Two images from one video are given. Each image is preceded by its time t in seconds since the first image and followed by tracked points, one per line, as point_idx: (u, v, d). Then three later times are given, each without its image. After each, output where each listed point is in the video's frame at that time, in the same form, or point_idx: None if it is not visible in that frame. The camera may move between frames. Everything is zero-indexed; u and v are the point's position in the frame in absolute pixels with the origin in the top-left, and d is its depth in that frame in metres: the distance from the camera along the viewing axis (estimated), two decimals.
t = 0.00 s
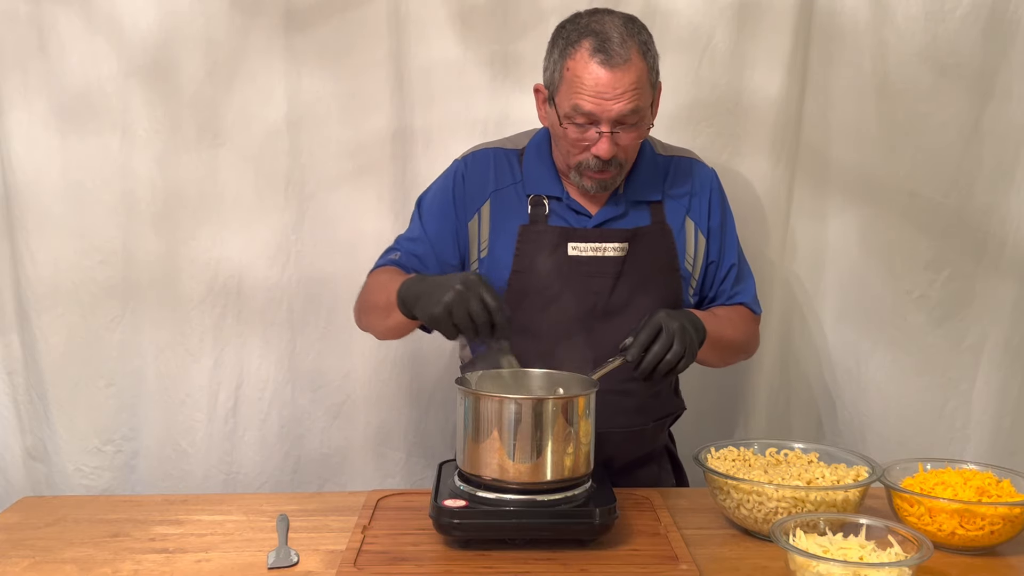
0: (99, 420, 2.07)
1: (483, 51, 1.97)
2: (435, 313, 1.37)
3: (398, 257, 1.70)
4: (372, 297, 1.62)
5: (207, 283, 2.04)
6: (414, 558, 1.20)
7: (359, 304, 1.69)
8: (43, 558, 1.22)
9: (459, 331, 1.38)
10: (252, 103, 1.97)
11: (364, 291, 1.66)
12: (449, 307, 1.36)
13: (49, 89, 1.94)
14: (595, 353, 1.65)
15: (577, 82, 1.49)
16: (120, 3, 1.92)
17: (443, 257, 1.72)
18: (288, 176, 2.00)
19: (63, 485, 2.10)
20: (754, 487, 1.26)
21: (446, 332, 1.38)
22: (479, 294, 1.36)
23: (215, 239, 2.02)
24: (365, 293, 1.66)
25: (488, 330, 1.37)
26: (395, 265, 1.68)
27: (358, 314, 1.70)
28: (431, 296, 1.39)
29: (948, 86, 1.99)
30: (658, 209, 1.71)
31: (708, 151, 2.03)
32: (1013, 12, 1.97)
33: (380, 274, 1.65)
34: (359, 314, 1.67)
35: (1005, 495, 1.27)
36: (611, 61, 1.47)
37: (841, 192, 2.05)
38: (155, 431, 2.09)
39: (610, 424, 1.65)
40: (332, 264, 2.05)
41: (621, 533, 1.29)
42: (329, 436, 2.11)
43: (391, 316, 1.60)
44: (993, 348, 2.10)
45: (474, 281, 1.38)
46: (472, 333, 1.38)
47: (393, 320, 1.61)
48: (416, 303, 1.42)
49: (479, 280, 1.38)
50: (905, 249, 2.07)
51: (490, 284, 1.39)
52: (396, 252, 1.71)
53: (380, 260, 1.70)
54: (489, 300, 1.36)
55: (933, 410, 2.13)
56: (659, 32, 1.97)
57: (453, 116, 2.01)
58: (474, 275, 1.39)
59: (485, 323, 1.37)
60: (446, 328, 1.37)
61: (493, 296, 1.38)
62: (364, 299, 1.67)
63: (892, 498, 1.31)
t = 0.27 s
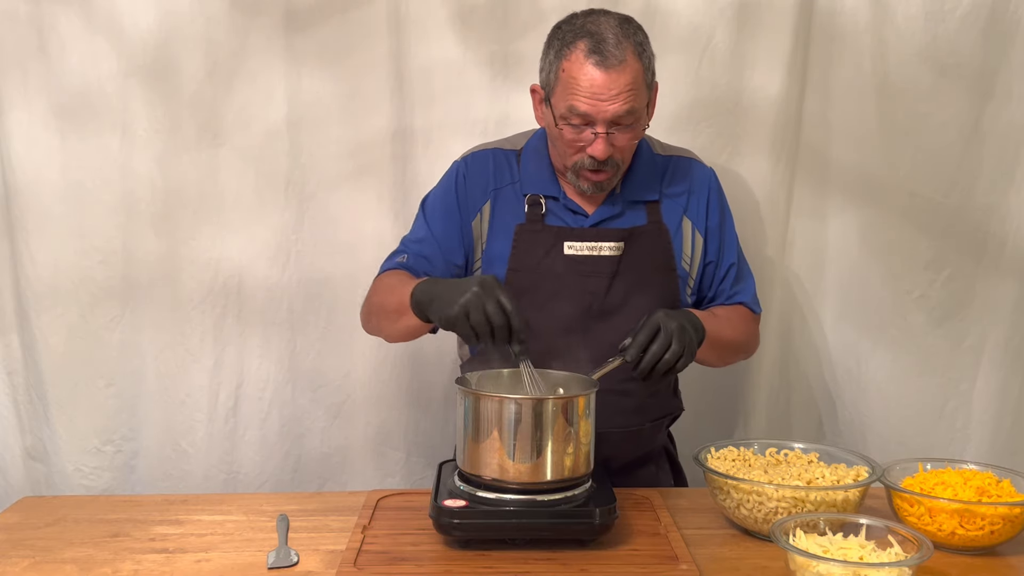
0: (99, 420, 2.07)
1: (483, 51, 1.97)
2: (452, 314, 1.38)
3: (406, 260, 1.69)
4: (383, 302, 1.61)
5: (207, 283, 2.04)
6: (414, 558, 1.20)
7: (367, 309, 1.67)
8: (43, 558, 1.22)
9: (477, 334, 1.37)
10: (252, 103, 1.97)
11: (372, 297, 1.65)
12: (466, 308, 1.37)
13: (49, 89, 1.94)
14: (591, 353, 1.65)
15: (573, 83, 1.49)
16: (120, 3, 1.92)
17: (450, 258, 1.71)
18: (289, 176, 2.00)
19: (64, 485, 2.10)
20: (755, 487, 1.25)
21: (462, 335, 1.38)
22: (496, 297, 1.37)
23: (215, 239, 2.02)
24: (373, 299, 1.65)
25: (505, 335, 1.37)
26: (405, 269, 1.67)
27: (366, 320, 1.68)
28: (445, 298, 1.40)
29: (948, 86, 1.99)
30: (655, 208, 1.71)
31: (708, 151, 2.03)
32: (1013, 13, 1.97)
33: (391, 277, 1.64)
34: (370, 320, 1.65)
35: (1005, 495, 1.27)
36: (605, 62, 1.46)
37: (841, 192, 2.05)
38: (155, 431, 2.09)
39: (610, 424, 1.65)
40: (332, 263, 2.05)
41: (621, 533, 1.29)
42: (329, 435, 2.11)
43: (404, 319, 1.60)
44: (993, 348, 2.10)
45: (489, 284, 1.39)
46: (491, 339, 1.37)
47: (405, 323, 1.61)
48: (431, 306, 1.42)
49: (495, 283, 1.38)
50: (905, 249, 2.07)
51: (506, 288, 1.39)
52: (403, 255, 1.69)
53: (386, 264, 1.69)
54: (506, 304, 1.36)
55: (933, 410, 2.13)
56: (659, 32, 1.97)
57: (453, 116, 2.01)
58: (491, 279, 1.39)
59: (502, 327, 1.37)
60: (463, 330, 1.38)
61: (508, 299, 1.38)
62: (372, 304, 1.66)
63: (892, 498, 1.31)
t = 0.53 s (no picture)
0: (99, 420, 2.07)
1: (483, 51, 1.97)
2: (439, 308, 1.36)
3: (403, 259, 1.69)
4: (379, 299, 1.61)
5: (207, 283, 2.04)
6: (414, 558, 1.20)
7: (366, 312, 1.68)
8: (43, 558, 1.22)
9: (462, 331, 1.36)
10: (252, 103, 1.97)
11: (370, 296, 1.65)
12: (453, 303, 1.35)
13: (49, 89, 1.94)
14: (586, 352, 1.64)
15: (568, 85, 1.49)
16: (120, 3, 1.92)
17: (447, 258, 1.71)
18: (289, 177, 2.00)
19: (64, 485, 2.10)
20: (755, 487, 1.25)
21: (450, 331, 1.36)
22: (484, 294, 1.36)
23: (215, 239, 2.02)
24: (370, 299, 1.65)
25: (490, 333, 1.35)
26: (402, 268, 1.67)
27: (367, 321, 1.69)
28: (437, 293, 1.39)
29: (948, 85, 1.99)
30: (652, 208, 1.71)
31: (707, 151, 2.03)
32: (1013, 12, 1.97)
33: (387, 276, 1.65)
34: (368, 318, 1.65)
35: (1005, 495, 1.27)
36: (600, 63, 1.46)
37: (841, 192, 2.05)
38: (155, 431, 2.09)
39: (610, 424, 1.65)
40: (332, 263, 2.05)
41: (620, 533, 1.29)
42: (329, 435, 2.12)
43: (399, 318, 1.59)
44: (993, 348, 2.10)
45: (481, 281, 1.37)
46: (476, 335, 1.36)
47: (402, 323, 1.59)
48: (423, 302, 1.42)
49: (486, 280, 1.38)
50: (905, 249, 2.07)
51: (497, 285, 1.38)
52: (400, 254, 1.70)
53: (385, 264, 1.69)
54: (494, 300, 1.35)
55: (934, 410, 2.13)
56: (659, 32, 1.97)
57: (453, 116, 2.01)
58: (481, 276, 1.38)
59: (489, 325, 1.35)
60: (450, 326, 1.36)
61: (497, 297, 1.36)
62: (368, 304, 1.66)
63: (892, 498, 1.30)
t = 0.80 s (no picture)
0: (99, 419, 2.07)
1: (483, 51, 1.97)
2: (420, 300, 1.37)
3: (396, 255, 1.68)
4: (369, 294, 1.61)
5: (207, 283, 2.04)
6: (414, 558, 1.20)
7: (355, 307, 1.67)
8: (43, 558, 1.22)
9: (443, 323, 1.36)
10: (252, 104, 1.97)
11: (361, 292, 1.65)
12: (434, 295, 1.36)
13: (49, 90, 1.94)
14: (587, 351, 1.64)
15: (566, 95, 1.49)
16: (120, 3, 1.92)
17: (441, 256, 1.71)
18: (289, 177, 2.00)
19: (64, 485, 2.10)
20: (755, 487, 1.25)
21: (429, 323, 1.37)
22: (467, 288, 1.35)
23: (215, 239, 2.02)
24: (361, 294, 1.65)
25: (470, 328, 1.35)
26: (394, 264, 1.66)
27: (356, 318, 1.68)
28: (419, 285, 1.39)
29: (948, 85, 1.99)
30: (650, 207, 1.71)
31: (707, 152, 2.03)
32: (1013, 12, 1.97)
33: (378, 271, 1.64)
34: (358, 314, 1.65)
35: (1005, 495, 1.27)
36: (598, 73, 1.46)
37: (841, 192, 2.05)
38: (155, 431, 2.09)
39: (610, 424, 1.65)
40: (332, 263, 2.05)
41: (621, 533, 1.29)
42: (329, 435, 2.12)
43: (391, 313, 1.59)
44: (993, 348, 2.10)
45: (463, 274, 1.37)
46: (457, 329, 1.36)
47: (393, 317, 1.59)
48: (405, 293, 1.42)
49: (467, 274, 1.37)
50: (905, 249, 2.07)
51: (480, 279, 1.37)
52: (393, 251, 1.69)
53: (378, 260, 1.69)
54: (476, 295, 1.35)
55: (934, 410, 2.13)
56: (659, 32, 1.97)
57: (453, 116, 2.01)
58: (465, 269, 1.38)
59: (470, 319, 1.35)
60: (431, 317, 1.37)
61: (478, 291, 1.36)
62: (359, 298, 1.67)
63: (892, 498, 1.31)
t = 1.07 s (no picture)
0: (99, 419, 2.07)
1: (483, 51, 1.97)
2: (426, 304, 1.37)
3: (390, 248, 1.70)
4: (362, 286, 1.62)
5: (207, 283, 2.04)
6: (414, 557, 1.20)
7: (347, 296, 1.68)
8: (43, 558, 1.22)
9: (448, 324, 1.37)
10: (252, 104, 1.97)
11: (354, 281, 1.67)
12: (440, 299, 1.35)
13: (49, 90, 1.94)
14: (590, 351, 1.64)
15: (570, 91, 1.49)
16: (120, 3, 1.92)
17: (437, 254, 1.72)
18: (289, 177, 2.00)
19: (64, 485, 2.10)
20: (754, 487, 1.25)
21: (434, 324, 1.37)
22: (470, 287, 1.36)
23: (215, 239, 2.02)
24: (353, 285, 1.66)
25: (475, 324, 1.37)
26: (387, 256, 1.68)
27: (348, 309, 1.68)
28: (422, 286, 1.39)
29: (948, 85, 1.99)
30: (651, 207, 1.71)
31: (707, 152, 2.03)
32: (1013, 12, 1.97)
33: (372, 263, 1.65)
34: (349, 304, 1.66)
35: (1005, 495, 1.27)
36: (603, 70, 1.46)
37: (841, 192, 2.05)
38: (155, 431, 2.09)
39: (610, 424, 1.65)
40: (332, 263, 2.05)
41: (621, 533, 1.29)
42: (329, 435, 2.12)
43: (381, 305, 1.60)
44: (993, 348, 2.10)
45: (466, 274, 1.37)
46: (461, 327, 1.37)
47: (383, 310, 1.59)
48: (408, 292, 1.42)
49: (472, 273, 1.38)
50: (905, 249, 2.07)
51: (482, 277, 1.38)
52: (388, 243, 1.70)
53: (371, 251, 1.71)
54: (480, 293, 1.36)
55: (934, 410, 2.13)
56: (659, 32, 1.97)
57: (452, 116, 2.01)
58: (466, 268, 1.38)
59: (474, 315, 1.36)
60: (435, 318, 1.37)
61: (483, 291, 1.37)
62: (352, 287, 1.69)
63: (892, 498, 1.30)
